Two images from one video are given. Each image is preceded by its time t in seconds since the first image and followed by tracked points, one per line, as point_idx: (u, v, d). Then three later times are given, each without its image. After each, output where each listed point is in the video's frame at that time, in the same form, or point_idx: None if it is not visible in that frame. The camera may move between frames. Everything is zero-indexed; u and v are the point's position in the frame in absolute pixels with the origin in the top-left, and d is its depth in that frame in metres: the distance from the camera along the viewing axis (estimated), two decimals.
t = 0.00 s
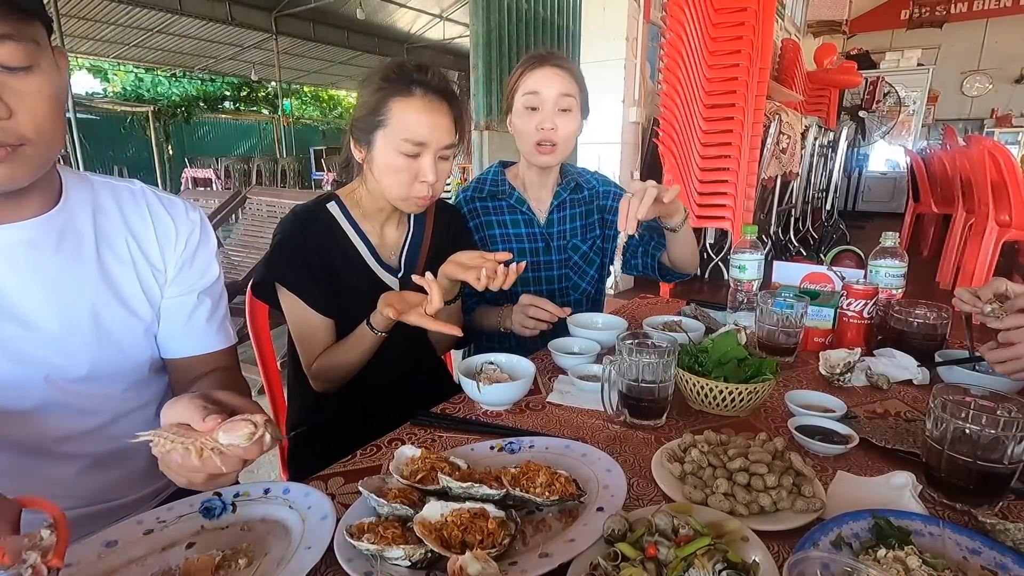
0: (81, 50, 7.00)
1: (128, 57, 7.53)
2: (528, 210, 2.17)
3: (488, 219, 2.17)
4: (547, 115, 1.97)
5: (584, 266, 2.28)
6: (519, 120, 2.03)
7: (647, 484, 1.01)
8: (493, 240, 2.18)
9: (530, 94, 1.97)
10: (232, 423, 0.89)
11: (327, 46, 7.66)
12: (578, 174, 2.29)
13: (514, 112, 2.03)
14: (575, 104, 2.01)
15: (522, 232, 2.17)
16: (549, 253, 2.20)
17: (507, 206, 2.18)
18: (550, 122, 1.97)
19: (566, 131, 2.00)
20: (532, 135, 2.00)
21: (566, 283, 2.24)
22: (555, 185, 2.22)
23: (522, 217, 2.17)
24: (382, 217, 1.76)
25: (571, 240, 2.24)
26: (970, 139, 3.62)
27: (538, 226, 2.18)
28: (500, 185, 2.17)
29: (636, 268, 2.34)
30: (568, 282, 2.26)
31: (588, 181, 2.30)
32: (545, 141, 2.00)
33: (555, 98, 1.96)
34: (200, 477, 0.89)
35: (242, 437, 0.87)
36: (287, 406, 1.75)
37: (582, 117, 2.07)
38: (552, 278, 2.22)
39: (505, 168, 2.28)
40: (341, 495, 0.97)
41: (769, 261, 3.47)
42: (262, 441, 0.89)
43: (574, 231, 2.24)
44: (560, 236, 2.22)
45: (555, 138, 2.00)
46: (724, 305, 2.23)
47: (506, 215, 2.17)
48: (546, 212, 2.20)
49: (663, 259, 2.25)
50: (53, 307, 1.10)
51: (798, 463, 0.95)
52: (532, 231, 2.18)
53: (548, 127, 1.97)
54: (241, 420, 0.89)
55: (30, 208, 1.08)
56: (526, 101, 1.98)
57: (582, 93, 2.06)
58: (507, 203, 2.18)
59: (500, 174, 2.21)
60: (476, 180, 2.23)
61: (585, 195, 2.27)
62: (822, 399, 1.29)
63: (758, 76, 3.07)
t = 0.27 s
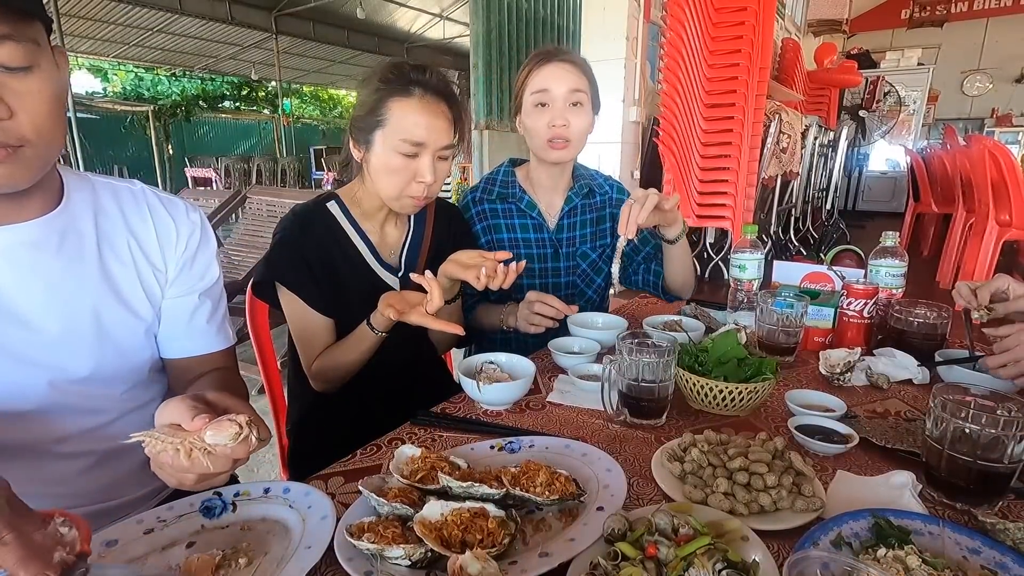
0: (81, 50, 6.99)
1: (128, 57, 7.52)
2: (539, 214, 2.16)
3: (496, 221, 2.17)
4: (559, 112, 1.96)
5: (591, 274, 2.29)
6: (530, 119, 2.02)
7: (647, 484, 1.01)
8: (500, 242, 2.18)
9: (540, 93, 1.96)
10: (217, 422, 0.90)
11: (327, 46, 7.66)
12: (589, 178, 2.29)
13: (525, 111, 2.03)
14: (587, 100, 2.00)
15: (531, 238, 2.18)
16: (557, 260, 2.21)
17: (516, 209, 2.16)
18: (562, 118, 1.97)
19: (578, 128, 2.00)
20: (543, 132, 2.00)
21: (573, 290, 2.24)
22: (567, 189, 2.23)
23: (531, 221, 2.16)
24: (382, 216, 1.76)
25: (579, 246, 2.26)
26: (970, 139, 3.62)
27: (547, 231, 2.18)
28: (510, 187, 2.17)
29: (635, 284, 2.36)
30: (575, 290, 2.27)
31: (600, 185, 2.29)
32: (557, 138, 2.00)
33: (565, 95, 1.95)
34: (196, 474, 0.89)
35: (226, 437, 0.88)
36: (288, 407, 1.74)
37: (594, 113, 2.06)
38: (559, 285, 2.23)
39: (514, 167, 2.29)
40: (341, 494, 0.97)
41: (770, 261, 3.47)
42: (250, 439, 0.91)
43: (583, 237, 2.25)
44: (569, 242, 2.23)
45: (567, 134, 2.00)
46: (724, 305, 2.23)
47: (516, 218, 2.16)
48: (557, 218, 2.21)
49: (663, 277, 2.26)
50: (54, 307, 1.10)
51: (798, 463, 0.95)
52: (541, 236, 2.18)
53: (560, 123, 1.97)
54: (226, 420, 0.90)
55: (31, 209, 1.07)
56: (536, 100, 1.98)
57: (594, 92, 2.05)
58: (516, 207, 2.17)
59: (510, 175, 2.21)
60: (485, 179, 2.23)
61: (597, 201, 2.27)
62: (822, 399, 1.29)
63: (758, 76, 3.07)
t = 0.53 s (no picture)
0: (81, 50, 6.99)
1: (128, 57, 7.52)
2: (545, 218, 2.17)
3: (502, 223, 2.18)
4: (570, 119, 1.96)
5: (597, 281, 2.29)
6: (542, 123, 2.02)
7: (647, 484, 1.01)
8: (505, 245, 2.18)
9: (552, 97, 1.96)
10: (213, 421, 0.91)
11: (326, 46, 7.66)
12: (597, 182, 2.28)
13: (537, 114, 2.03)
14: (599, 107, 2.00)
15: (536, 242, 2.18)
16: (562, 266, 2.20)
17: (522, 212, 2.17)
18: (574, 127, 1.97)
19: (589, 135, 2.00)
20: (554, 139, 2.00)
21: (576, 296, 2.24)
22: (574, 194, 2.23)
23: (537, 225, 2.17)
24: (382, 216, 1.76)
25: (585, 252, 2.25)
26: (970, 139, 3.62)
27: (553, 235, 2.18)
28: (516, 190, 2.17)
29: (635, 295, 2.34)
30: (578, 296, 2.26)
31: (609, 189, 2.28)
32: (566, 146, 2.00)
33: (578, 100, 1.95)
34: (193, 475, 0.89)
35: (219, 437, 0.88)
36: (287, 408, 1.74)
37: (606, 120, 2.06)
38: (563, 291, 2.23)
39: (522, 168, 2.29)
40: (341, 495, 0.97)
41: (769, 261, 3.47)
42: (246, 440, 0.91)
43: (591, 243, 2.26)
44: (575, 247, 2.22)
45: (578, 144, 2.01)
46: (724, 305, 2.23)
47: (521, 221, 2.17)
48: (563, 222, 2.21)
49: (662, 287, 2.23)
50: (58, 308, 1.10)
51: (798, 463, 0.95)
52: (546, 240, 2.18)
53: (571, 131, 1.97)
54: (221, 420, 0.90)
55: (35, 210, 1.07)
56: (550, 104, 1.98)
57: (608, 94, 2.05)
58: (522, 209, 2.17)
59: (518, 177, 2.22)
60: (493, 180, 2.23)
61: (605, 206, 2.26)
62: (822, 399, 1.29)
63: (758, 76, 3.07)
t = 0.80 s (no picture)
0: (81, 50, 6.99)
1: (128, 57, 7.52)
2: (547, 219, 2.17)
3: (506, 223, 2.18)
4: (575, 123, 1.96)
5: (598, 282, 2.29)
6: (545, 126, 2.02)
7: (647, 484, 1.01)
8: (508, 246, 2.18)
9: (558, 101, 1.96)
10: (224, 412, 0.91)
11: (326, 46, 7.66)
12: (601, 184, 2.28)
13: (542, 117, 2.02)
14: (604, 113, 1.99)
15: (539, 242, 2.18)
16: (564, 266, 2.20)
17: (525, 212, 2.17)
18: (579, 131, 1.96)
19: (594, 140, 2.00)
20: (559, 143, 2.00)
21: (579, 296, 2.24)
22: (578, 195, 2.23)
23: (540, 226, 2.17)
24: (382, 217, 1.77)
25: (587, 253, 2.26)
26: (970, 139, 3.62)
27: (556, 236, 2.18)
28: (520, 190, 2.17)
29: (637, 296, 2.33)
30: (580, 296, 2.26)
31: (612, 191, 2.29)
32: (570, 151, 2.00)
33: (584, 105, 1.94)
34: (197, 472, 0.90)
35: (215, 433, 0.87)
36: (287, 409, 1.74)
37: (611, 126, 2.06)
38: (564, 292, 2.23)
39: (526, 168, 2.29)
40: (341, 495, 0.97)
41: (769, 261, 3.47)
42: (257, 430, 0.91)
43: (593, 244, 2.26)
44: (577, 248, 2.23)
45: (582, 148, 2.00)
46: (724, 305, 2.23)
47: (524, 221, 2.17)
48: (566, 223, 2.21)
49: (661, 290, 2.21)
50: (60, 308, 1.10)
51: (798, 463, 0.95)
52: (549, 240, 2.18)
53: (576, 136, 1.97)
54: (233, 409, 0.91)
55: (37, 210, 1.07)
56: (555, 108, 1.97)
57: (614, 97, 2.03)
58: (526, 210, 2.17)
59: (520, 178, 2.22)
60: (495, 180, 2.23)
61: (608, 207, 2.27)
62: (822, 399, 1.29)
63: (758, 76, 3.07)
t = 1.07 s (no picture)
0: (81, 50, 6.99)
1: (128, 57, 7.52)
2: (546, 216, 2.17)
3: (506, 220, 2.17)
4: (575, 126, 1.96)
5: (597, 279, 2.29)
6: (544, 128, 2.03)
7: (647, 484, 1.01)
8: (507, 244, 2.18)
9: (559, 101, 1.96)
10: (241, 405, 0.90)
11: (326, 46, 7.66)
12: (599, 183, 2.29)
13: (541, 119, 2.03)
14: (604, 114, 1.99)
15: (538, 239, 2.18)
16: (563, 263, 2.21)
17: (524, 210, 2.17)
18: (579, 134, 1.97)
19: (595, 140, 2.00)
20: (559, 145, 2.00)
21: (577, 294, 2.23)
22: (576, 193, 2.23)
23: (539, 223, 2.17)
24: (382, 217, 1.77)
25: (585, 250, 2.26)
26: (970, 139, 3.62)
27: (554, 234, 2.19)
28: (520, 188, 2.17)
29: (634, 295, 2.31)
30: (578, 293, 2.26)
31: (610, 190, 2.29)
32: (571, 152, 2.00)
33: (583, 107, 1.94)
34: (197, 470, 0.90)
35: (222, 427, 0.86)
36: (287, 409, 1.74)
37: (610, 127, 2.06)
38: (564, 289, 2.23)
39: (525, 167, 2.29)
40: (341, 495, 0.97)
41: (769, 261, 3.47)
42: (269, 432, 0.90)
43: (590, 241, 2.26)
44: (575, 245, 2.23)
45: (582, 149, 2.00)
46: (724, 305, 2.23)
47: (523, 219, 2.17)
48: (565, 220, 2.21)
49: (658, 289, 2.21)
50: (53, 307, 1.10)
51: (798, 463, 0.95)
52: (548, 238, 2.18)
53: (576, 138, 1.97)
54: (251, 403, 0.89)
55: (26, 208, 1.07)
56: (555, 107, 1.97)
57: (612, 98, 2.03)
58: (524, 208, 2.17)
59: (520, 177, 2.22)
60: (496, 178, 2.23)
61: (606, 205, 2.27)
62: (822, 399, 1.29)
63: (758, 76, 3.07)
